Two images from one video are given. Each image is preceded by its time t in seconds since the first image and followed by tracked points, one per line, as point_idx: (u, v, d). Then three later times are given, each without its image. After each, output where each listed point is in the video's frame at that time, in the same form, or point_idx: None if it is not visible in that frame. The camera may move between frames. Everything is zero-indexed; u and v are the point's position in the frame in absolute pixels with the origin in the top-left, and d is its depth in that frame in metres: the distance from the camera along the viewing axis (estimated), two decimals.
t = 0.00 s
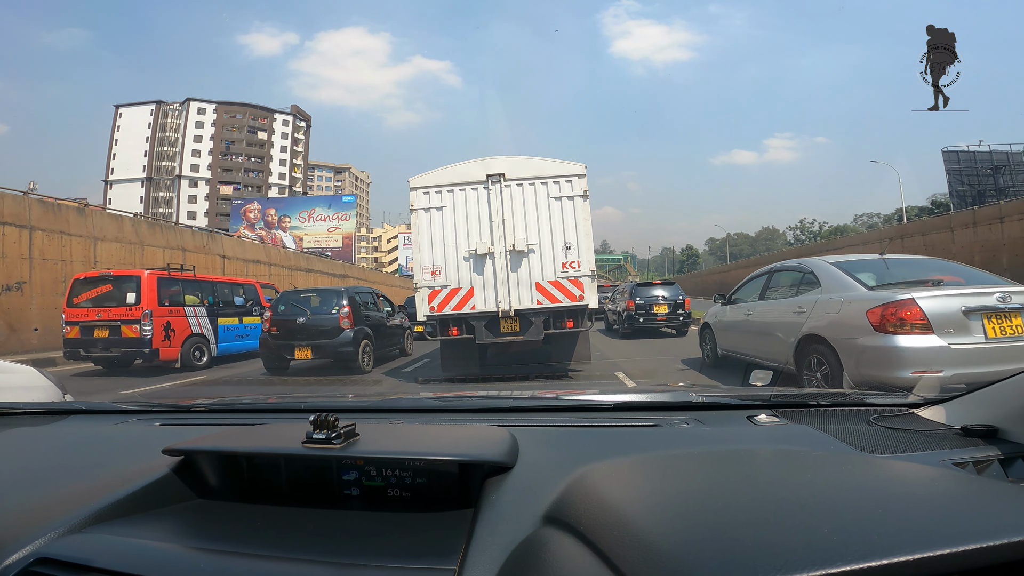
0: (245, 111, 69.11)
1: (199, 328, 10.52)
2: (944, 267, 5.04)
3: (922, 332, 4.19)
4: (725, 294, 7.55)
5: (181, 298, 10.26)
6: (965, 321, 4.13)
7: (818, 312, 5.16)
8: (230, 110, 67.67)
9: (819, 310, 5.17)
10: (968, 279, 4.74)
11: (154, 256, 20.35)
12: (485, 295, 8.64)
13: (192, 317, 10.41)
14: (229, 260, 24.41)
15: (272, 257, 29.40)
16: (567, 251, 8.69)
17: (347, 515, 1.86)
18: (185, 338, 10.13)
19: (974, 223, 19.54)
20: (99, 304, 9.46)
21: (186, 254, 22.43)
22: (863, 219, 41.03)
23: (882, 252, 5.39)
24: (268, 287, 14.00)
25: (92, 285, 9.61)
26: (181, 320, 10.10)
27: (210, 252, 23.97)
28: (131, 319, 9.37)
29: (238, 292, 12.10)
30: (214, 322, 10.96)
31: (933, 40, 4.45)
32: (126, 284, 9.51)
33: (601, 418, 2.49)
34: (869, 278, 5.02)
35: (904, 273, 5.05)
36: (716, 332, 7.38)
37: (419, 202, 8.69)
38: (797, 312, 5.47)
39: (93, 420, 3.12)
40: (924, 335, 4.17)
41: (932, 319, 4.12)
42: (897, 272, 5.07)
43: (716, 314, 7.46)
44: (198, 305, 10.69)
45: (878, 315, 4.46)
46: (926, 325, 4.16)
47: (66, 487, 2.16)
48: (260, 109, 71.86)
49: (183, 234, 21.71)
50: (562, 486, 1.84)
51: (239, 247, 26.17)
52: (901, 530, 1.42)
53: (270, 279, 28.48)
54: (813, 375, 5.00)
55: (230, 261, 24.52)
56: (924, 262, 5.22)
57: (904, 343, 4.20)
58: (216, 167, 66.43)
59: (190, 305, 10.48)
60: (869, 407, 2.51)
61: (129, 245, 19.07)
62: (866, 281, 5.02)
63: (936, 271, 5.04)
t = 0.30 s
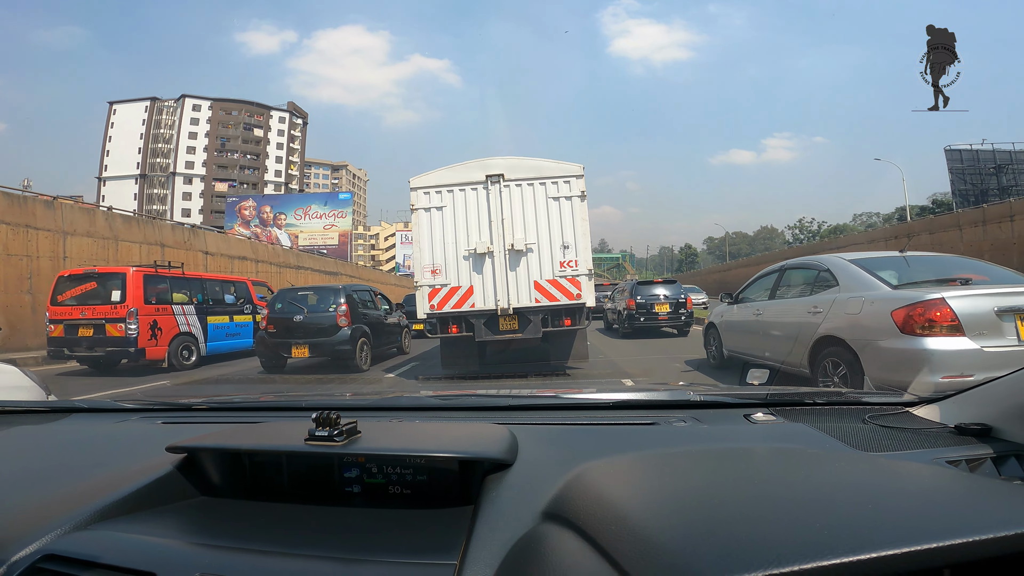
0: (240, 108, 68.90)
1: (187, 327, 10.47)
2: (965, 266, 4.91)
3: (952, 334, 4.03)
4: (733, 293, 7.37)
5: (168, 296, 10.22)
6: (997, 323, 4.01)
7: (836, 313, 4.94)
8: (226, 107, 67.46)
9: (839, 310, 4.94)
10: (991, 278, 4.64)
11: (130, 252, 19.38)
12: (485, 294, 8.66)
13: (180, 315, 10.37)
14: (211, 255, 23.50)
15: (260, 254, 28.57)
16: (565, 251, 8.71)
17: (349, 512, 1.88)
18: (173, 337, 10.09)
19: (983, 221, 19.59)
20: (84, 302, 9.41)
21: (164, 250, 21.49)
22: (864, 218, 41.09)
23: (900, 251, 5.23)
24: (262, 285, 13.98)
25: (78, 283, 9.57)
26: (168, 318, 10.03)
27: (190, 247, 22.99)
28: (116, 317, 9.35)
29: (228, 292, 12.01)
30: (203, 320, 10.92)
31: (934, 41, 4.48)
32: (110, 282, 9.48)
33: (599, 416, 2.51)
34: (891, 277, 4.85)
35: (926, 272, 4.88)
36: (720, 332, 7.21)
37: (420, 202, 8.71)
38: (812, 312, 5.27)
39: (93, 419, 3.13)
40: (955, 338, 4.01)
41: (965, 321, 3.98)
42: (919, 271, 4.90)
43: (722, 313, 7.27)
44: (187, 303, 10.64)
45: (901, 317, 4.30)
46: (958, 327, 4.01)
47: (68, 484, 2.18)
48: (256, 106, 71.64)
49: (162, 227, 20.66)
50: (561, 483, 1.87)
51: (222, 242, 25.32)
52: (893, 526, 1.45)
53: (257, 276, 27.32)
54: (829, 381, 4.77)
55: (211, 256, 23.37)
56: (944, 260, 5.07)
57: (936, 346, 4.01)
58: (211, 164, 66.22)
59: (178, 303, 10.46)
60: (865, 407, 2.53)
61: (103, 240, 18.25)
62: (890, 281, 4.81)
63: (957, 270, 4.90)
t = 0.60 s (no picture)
0: (236, 107, 68.81)
1: (176, 328, 10.44)
2: (1002, 261, 4.52)
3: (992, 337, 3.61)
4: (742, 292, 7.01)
5: (158, 297, 10.24)
6: None
7: (861, 314, 4.57)
8: (221, 106, 67.38)
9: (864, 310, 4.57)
10: None
11: (104, 251, 17.70)
12: (485, 294, 8.66)
13: (169, 316, 10.34)
14: (194, 254, 22.06)
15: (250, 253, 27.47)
16: (564, 251, 8.71)
17: (351, 512, 1.88)
18: (162, 339, 10.06)
19: (991, 219, 19.72)
20: (71, 303, 9.33)
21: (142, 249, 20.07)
22: (864, 216, 41.23)
23: (928, 246, 4.88)
24: (258, 286, 13.97)
25: (65, 284, 9.50)
26: (157, 319, 10.02)
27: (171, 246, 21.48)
28: (103, 319, 9.31)
29: (218, 292, 12.03)
30: (193, 321, 10.90)
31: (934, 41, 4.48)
32: (97, 283, 9.45)
33: (600, 416, 2.51)
34: (922, 274, 4.46)
35: (960, 268, 4.50)
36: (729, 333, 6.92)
37: (421, 203, 8.71)
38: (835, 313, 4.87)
39: (95, 420, 3.13)
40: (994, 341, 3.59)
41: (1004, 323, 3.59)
42: (952, 267, 4.52)
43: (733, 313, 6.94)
44: (177, 304, 10.64)
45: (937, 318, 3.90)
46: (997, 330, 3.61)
47: (69, 485, 2.17)
48: (252, 105, 71.51)
49: (139, 225, 19.36)
50: (562, 482, 1.87)
51: (206, 241, 23.61)
52: (894, 523, 1.46)
53: (243, 275, 25.85)
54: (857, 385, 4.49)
55: (195, 255, 21.83)
56: (976, 255, 4.70)
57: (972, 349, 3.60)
58: (206, 164, 66.11)
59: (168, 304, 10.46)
60: (865, 406, 2.53)
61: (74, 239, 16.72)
62: (921, 277, 4.43)
63: (993, 265, 4.53)
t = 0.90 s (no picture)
0: (234, 110, 68.83)
1: (167, 332, 10.36)
2: None
3: None
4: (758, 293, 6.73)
5: (148, 300, 10.21)
6: None
7: (895, 315, 4.21)
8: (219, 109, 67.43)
9: (899, 311, 4.21)
10: None
11: (77, 251, 16.97)
12: (486, 297, 8.63)
13: (160, 320, 10.28)
14: (176, 255, 21.30)
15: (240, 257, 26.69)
16: (565, 253, 8.68)
17: (352, 515, 1.84)
18: (153, 342, 9.99)
19: (991, 220, 19.91)
20: (59, 307, 9.29)
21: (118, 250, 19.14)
22: (864, 216, 41.26)
23: (967, 243, 4.52)
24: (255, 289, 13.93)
25: (53, 288, 9.56)
26: (147, 322, 9.97)
27: (153, 247, 20.75)
28: (92, 323, 9.17)
29: (212, 295, 12.01)
30: (185, 324, 10.84)
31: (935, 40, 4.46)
32: (86, 286, 9.45)
33: (606, 417, 2.47)
34: (964, 271, 4.07)
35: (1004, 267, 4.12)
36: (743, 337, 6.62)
37: (421, 205, 8.69)
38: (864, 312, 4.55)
39: (92, 424, 3.09)
40: None
41: None
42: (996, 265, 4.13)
43: (747, 315, 6.63)
44: (168, 307, 10.63)
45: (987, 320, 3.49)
46: None
47: (67, 488, 2.13)
48: (250, 108, 71.55)
49: (114, 225, 18.60)
50: (568, 486, 1.82)
51: (189, 242, 22.64)
52: (912, 526, 1.41)
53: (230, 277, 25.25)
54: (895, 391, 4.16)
55: (175, 257, 21.27)
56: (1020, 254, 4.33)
57: None
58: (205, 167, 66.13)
59: (159, 308, 10.42)
60: (875, 406, 2.48)
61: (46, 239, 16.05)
62: (963, 275, 4.05)
63: None
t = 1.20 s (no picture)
0: (232, 112, 68.80)
1: (158, 338, 10.30)
2: None
3: None
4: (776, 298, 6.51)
5: (139, 305, 10.09)
6: None
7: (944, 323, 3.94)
8: (217, 111, 67.39)
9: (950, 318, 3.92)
10: None
11: (47, 253, 16.03)
12: (487, 301, 8.59)
13: (151, 325, 10.20)
14: (156, 257, 20.46)
15: (220, 258, 25.66)
16: (567, 258, 8.64)
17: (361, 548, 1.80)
18: (143, 348, 9.93)
19: (998, 221, 19.80)
20: (47, 313, 9.25)
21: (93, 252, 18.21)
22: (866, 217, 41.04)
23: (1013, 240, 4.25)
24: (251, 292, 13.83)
25: (41, 292, 9.46)
26: (138, 328, 9.91)
27: (130, 248, 19.84)
28: (80, 329, 9.16)
29: (207, 300, 11.93)
30: (177, 330, 10.78)
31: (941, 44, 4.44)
32: (74, 291, 9.34)
33: (616, 440, 2.44)
34: (1018, 272, 3.78)
35: None
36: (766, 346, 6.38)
37: (422, 210, 8.65)
38: (908, 320, 4.28)
39: (93, 443, 3.05)
40: None
41: None
42: None
43: (770, 322, 6.38)
44: (160, 312, 10.51)
45: None
46: None
47: (68, 516, 2.09)
48: (248, 110, 71.52)
49: (89, 225, 17.77)
50: (581, 519, 1.79)
51: (171, 242, 21.79)
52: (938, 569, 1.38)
53: (215, 279, 24.80)
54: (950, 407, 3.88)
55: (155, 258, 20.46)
56: None
57: None
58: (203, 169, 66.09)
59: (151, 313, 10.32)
60: (890, 427, 2.45)
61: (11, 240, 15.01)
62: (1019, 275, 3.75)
63: None
